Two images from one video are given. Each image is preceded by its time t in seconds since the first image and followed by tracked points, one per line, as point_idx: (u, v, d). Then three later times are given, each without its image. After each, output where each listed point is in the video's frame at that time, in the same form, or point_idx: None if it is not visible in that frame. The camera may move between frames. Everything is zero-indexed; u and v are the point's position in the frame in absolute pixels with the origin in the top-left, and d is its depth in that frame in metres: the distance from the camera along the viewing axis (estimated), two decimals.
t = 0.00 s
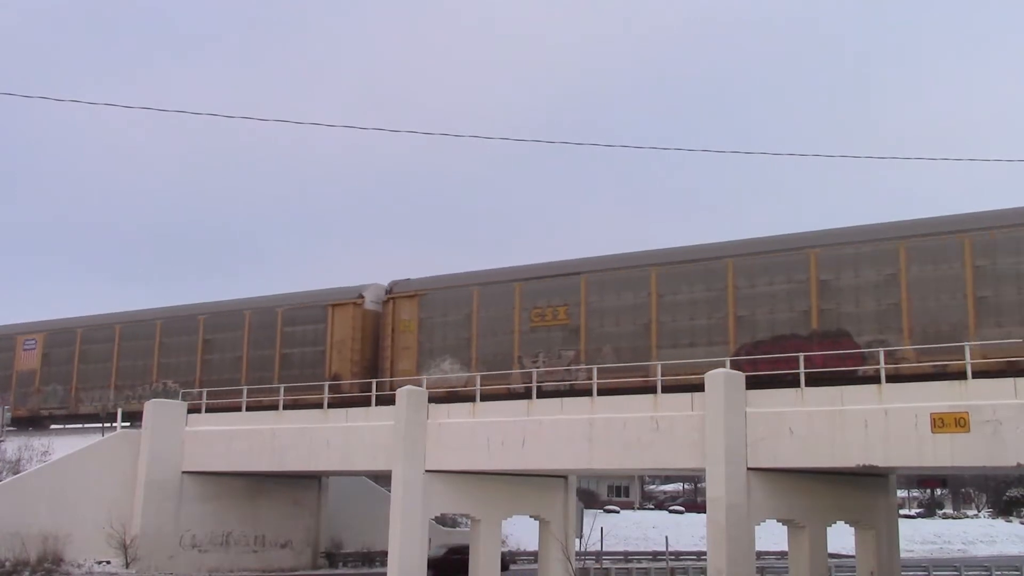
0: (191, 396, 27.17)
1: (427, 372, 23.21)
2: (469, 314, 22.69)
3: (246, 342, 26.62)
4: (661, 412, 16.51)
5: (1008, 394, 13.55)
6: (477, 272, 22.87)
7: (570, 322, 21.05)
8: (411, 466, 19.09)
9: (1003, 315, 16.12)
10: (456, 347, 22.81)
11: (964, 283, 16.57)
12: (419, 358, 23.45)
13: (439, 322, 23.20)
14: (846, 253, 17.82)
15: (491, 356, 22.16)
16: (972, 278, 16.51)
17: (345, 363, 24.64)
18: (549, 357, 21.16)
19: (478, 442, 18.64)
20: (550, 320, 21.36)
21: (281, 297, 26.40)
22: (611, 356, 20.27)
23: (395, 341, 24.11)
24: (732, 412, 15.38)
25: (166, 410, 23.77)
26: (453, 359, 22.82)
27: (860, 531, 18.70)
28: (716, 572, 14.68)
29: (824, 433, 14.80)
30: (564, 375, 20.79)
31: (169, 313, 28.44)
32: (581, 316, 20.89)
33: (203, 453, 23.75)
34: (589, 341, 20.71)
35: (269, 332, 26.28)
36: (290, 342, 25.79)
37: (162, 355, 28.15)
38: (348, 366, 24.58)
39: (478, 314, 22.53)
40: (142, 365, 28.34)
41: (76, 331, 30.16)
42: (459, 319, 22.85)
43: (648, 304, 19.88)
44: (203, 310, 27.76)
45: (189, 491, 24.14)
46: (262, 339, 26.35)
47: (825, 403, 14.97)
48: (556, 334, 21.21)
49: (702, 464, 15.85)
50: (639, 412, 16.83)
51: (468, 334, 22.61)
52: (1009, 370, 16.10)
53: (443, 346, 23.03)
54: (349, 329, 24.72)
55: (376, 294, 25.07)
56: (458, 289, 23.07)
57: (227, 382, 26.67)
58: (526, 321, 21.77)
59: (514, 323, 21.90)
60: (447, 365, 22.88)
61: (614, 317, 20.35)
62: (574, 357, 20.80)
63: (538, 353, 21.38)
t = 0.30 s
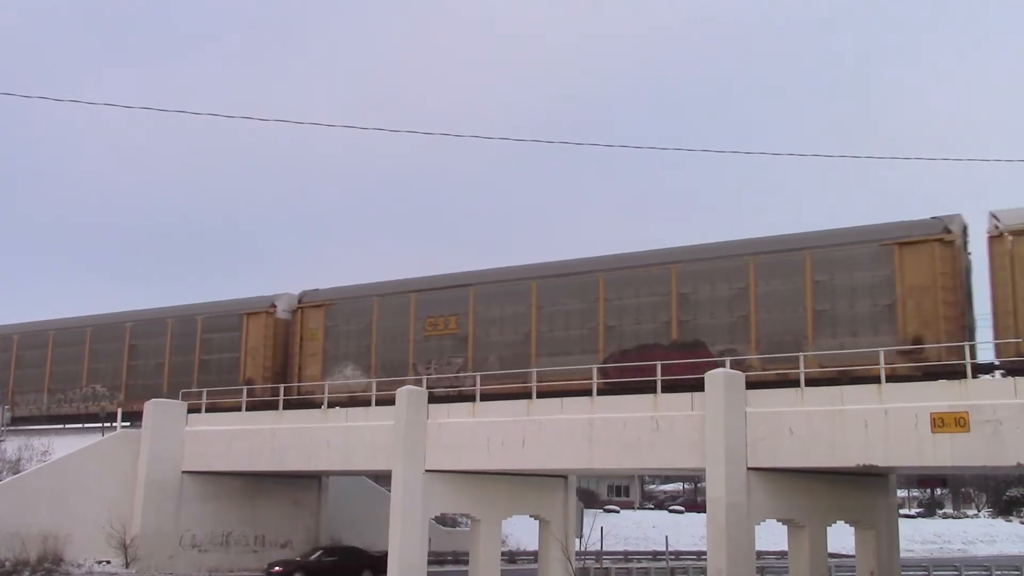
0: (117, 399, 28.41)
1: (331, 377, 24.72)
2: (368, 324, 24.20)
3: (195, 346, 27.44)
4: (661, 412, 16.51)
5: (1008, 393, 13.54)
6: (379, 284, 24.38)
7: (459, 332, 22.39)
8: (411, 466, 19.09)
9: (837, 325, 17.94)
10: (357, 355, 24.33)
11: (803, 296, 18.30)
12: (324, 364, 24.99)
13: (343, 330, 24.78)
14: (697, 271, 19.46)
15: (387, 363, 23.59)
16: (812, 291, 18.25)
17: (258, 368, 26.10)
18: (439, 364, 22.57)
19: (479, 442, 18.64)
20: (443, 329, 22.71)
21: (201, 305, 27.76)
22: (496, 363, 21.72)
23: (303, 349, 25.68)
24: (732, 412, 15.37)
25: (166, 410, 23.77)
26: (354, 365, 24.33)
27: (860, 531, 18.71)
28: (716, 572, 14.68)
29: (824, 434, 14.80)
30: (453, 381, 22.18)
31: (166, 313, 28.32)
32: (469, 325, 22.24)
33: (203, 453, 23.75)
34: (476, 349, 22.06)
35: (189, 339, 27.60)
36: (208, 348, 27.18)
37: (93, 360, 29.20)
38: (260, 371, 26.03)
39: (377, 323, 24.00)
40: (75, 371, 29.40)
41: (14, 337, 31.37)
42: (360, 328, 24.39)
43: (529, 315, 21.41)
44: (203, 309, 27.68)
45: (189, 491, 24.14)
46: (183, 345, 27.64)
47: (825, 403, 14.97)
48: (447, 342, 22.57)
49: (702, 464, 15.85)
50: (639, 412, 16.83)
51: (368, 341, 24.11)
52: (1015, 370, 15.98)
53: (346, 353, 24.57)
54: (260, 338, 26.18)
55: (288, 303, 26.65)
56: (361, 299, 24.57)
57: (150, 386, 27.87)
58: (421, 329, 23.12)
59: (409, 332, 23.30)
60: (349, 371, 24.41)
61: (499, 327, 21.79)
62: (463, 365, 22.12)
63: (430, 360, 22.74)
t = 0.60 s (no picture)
0: (49, 403, 29.29)
1: (246, 383, 26.31)
2: (279, 332, 25.67)
3: (122, 353, 28.69)
4: (661, 412, 16.51)
5: (1008, 393, 13.53)
6: (290, 294, 25.89)
7: (361, 340, 23.82)
8: (411, 466, 19.09)
9: (688, 335, 19.00)
10: (268, 361, 25.83)
11: (667, 309, 19.28)
12: (239, 370, 26.56)
13: (256, 338, 26.26)
14: (579, 281, 20.55)
15: (295, 369, 25.04)
16: (674, 304, 19.22)
17: (179, 373, 27.46)
18: (340, 370, 24.03)
19: (478, 442, 18.63)
20: (346, 338, 24.18)
21: (127, 314, 29.10)
22: (393, 369, 23.07)
23: (221, 356, 27.22)
24: (732, 412, 15.37)
25: (166, 410, 23.76)
26: (267, 371, 25.84)
27: (860, 531, 18.70)
28: (716, 572, 14.69)
29: (824, 433, 14.80)
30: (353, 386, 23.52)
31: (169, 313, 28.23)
32: (369, 334, 23.63)
33: (203, 453, 23.74)
34: (374, 357, 23.44)
35: (116, 346, 28.87)
36: (135, 354, 28.46)
37: (28, 364, 30.34)
38: (180, 376, 27.40)
39: (287, 331, 25.52)
40: (10, 373, 30.60)
41: None
42: (271, 336, 25.87)
43: (423, 324, 22.64)
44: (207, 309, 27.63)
45: (189, 491, 24.14)
46: (111, 351, 28.88)
47: (825, 403, 14.97)
48: (349, 350, 24.04)
49: (702, 464, 15.85)
50: (639, 412, 16.83)
51: (278, 348, 25.62)
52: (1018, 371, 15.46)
53: (259, 360, 26.05)
54: (182, 343, 27.57)
55: (209, 311, 28.01)
56: (272, 309, 26.08)
57: (80, 391, 29.03)
58: (327, 337, 24.58)
59: (315, 339, 24.77)
60: (262, 376, 25.93)
61: (397, 335, 23.11)
62: (362, 372, 23.50)
63: (333, 367, 24.21)
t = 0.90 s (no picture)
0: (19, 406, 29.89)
1: (168, 388, 27.89)
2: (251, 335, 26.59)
3: (54, 358, 29.91)
4: (661, 412, 16.51)
5: (1008, 393, 13.53)
6: (210, 304, 27.81)
7: (272, 347, 25.98)
8: (411, 466, 19.09)
9: (562, 344, 21.13)
10: (188, 366, 27.62)
11: (545, 319, 21.45)
12: (161, 375, 28.17)
13: (178, 346, 27.99)
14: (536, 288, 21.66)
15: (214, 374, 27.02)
16: (552, 314, 21.37)
17: (107, 379, 28.76)
18: (255, 376, 26.18)
19: (478, 441, 18.64)
20: (260, 345, 26.32)
21: (61, 321, 30.32)
22: (301, 374, 25.28)
23: (146, 362, 28.65)
24: (732, 412, 15.37)
25: (166, 410, 23.76)
26: (187, 376, 27.60)
27: (860, 531, 18.69)
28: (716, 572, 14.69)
29: (824, 433, 14.80)
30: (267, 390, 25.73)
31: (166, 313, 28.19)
32: (280, 342, 25.81)
33: (202, 453, 23.74)
34: (284, 363, 25.66)
35: (50, 352, 30.09)
36: (66, 360, 29.66)
37: None
38: (108, 382, 28.70)
39: (208, 339, 27.44)
40: None
41: None
42: (192, 343, 27.70)
43: (329, 332, 24.90)
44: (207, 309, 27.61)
45: (189, 491, 24.14)
46: (45, 357, 30.11)
47: (826, 403, 14.96)
48: (263, 357, 26.17)
49: (702, 464, 15.85)
50: (639, 412, 16.83)
51: (198, 355, 27.49)
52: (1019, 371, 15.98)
53: (180, 366, 27.78)
54: (108, 350, 28.87)
55: (136, 318, 29.33)
56: (193, 318, 27.91)
57: (15, 395, 30.25)
58: (241, 344, 26.74)
59: (232, 346, 26.83)
60: (182, 381, 27.66)
61: (304, 342, 25.37)
62: (273, 376, 25.70)
63: (250, 372, 26.38)
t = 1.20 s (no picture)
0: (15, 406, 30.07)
1: (96, 393, 29.55)
2: (249, 335, 26.62)
3: None
4: (661, 412, 16.51)
5: (1008, 393, 13.54)
6: (137, 312, 29.43)
7: (191, 354, 27.72)
8: (411, 466, 19.09)
9: (451, 352, 22.65)
10: (116, 372, 29.28)
11: (437, 329, 22.97)
12: (91, 379, 29.81)
13: (106, 352, 29.63)
14: (461, 295, 22.75)
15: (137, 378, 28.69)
16: (443, 323, 22.89)
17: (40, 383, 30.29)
18: (174, 382, 27.82)
19: (478, 442, 18.64)
20: (180, 352, 28.01)
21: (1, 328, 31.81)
22: (216, 380, 27.07)
23: (76, 367, 30.29)
24: (732, 412, 15.37)
25: (166, 410, 23.76)
26: (114, 382, 29.25)
27: (860, 531, 18.69)
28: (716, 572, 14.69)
29: (824, 433, 14.80)
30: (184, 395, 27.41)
31: (142, 316, 29.17)
32: (199, 349, 27.57)
33: (203, 453, 23.74)
34: (202, 369, 27.40)
35: None
36: (6, 365, 31.19)
37: None
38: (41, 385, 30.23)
39: (133, 346, 29.10)
40: None
41: None
42: (120, 350, 29.35)
43: (242, 341, 26.73)
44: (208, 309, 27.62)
45: (189, 491, 24.14)
46: None
47: (826, 403, 14.97)
48: (183, 364, 27.85)
49: (702, 464, 15.85)
50: (639, 412, 16.83)
51: (125, 361, 29.13)
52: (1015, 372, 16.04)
53: (108, 372, 29.43)
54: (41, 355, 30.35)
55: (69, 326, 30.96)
56: (121, 326, 29.59)
57: None
58: (163, 351, 28.41)
59: (155, 353, 28.51)
60: (109, 386, 29.36)
61: (221, 350, 27.12)
62: (192, 382, 27.40)
63: (171, 377, 28.01)
